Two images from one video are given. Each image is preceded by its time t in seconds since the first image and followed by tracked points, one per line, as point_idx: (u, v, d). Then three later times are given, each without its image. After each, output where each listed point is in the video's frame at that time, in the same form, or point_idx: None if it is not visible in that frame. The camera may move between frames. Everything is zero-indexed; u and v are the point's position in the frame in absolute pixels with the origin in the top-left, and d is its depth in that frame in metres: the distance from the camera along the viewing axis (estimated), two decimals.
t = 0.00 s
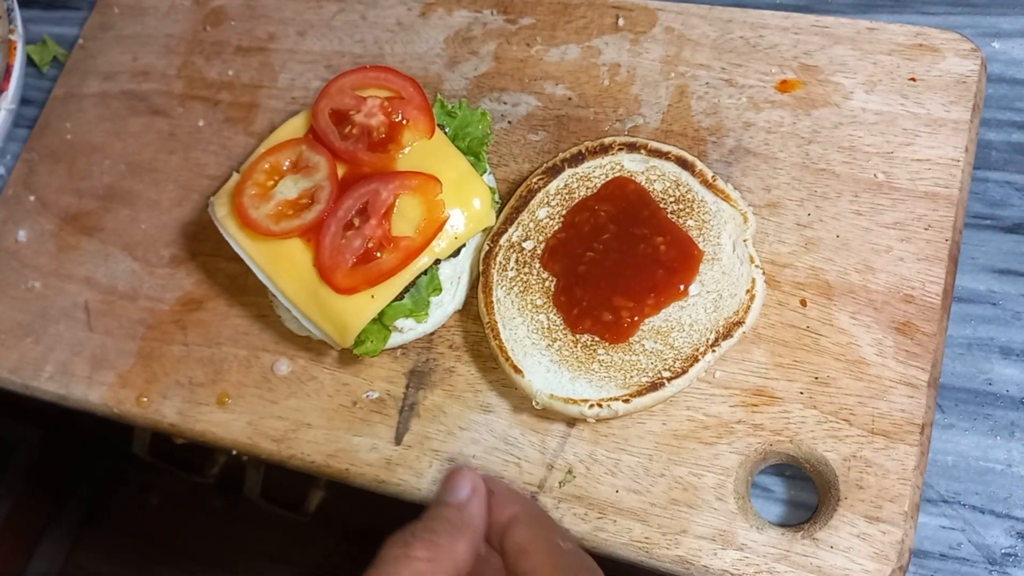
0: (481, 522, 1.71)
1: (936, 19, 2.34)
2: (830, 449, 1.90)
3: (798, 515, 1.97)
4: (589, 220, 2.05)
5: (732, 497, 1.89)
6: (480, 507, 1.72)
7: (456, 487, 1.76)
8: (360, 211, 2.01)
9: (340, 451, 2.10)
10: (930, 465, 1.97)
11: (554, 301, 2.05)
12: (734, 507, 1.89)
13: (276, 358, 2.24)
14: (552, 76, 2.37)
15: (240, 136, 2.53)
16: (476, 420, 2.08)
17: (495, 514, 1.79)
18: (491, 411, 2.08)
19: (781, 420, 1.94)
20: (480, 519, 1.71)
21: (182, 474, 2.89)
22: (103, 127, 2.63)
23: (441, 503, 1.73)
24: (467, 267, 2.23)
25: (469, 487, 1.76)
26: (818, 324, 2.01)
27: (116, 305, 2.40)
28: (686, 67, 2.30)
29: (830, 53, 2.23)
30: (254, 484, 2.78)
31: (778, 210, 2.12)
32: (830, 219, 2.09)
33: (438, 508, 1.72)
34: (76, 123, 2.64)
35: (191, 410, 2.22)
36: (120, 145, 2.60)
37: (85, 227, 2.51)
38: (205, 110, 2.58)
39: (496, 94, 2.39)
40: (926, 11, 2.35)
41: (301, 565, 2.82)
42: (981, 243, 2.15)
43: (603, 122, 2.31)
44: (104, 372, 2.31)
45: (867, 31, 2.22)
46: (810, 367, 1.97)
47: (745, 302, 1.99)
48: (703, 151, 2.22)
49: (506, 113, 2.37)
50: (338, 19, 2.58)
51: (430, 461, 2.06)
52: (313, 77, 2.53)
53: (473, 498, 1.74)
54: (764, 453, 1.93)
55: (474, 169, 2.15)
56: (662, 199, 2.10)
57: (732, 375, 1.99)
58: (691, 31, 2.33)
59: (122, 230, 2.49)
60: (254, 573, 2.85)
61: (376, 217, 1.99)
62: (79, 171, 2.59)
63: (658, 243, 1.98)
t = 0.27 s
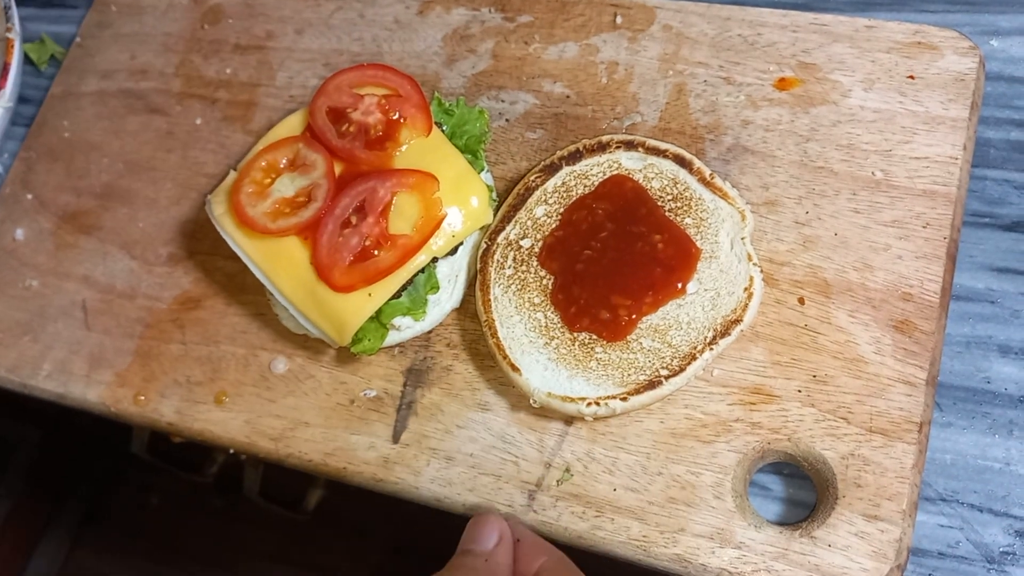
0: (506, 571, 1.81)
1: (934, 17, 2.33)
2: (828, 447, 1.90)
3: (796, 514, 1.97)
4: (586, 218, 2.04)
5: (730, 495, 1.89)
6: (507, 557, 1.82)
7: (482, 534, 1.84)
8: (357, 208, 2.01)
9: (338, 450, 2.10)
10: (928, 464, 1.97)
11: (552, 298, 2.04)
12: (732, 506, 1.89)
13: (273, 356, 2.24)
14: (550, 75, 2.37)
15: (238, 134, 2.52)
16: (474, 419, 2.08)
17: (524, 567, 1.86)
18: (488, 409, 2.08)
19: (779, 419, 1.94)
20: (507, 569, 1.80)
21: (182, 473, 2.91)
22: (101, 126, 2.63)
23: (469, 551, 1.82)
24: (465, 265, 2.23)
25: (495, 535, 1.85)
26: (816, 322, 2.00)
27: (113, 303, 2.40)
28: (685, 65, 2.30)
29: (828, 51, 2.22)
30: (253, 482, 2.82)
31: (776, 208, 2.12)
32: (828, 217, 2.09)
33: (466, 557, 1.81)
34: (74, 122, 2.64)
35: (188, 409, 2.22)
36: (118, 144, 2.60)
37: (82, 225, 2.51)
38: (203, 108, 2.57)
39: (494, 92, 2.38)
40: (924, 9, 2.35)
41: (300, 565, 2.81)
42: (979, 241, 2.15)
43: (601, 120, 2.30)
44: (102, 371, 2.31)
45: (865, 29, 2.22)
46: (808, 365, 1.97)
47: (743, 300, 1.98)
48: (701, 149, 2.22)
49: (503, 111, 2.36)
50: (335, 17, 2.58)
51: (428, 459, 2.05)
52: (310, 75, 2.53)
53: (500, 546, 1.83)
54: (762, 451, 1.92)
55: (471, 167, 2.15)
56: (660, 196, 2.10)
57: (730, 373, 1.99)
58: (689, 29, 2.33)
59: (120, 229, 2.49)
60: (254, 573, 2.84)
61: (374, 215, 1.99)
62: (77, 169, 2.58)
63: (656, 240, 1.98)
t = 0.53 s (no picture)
0: None
1: (934, 16, 2.33)
2: (827, 446, 1.90)
3: (795, 512, 1.97)
4: (586, 217, 2.05)
5: (729, 494, 1.89)
6: None
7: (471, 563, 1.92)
8: (356, 207, 2.01)
9: (337, 448, 2.10)
10: (927, 463, 1.97)
11: (551, 297, 2.04)
12: (731, 504, 1.89)
13: (273, 355, 2.24)
14: (549, 73, 2.37)
15: (237, 133, 2.52)
16: (473, 417, 2.08)
17: None
18: (487, 407, 2.08)
19: (778, 417, 1.94)
20: None
21: (182, 472, 2.91)
22: (100, 125, 2.63)
23: None
24: (464, 263, 2.23)
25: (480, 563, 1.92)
26: (816, 321, 2.00)
27: (113, 302, 2.40)
28: (684, 64, 2.30)
29: (828, 49, 2.22)
30: (252, 481, 2.81)
31: (775, 207, 2.12)
32: (828, 216, 2.09)
33: None
34: (73, 120, 2.64)
35: (188, 407, 2.22)
36: (117, 142, 2.60)
37: (82, 224, 2.51)
38: (202, 107, 2.57)
39: (494, 91, 2.38)
40: (924, 7, 2.35)
41: (300, 565, 2.82)
42: (979, 240, 2.15)
43: (601, 119, 2.30)
44: (101, 369, 2.31)
45: (865, 27, 2.22)
46: (807, 364, 1.97)
47: (742, 299, 1.98)
48: (701, 148, 2.22)
49: (503, 110, 2.36)
50: (335, 16, 2.58)
51: (427, 458, 2.05)
52: (310, 74, 2.53)
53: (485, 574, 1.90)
54: (761, 450, 1.93)
55: (471, 166, 2.15)
56: (659, 195, 2.10)
57: (729, 372, 1.99)
58: (689, 28, 2.33)
59: (119, 227, 2.49)
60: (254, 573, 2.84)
61: (373, 214, 1.99)
62: (76, 168, 2.59)
63: (655, 239, 1.98)
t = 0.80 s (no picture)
0: None
1: (935, 17, 2.34)
2: (830, 447, 1.90)
3: (798, 513, 1.97)
4: (589, 218, 2.05)
5: (733, 495, 1.90)
6: None
7: None
8: (360, 208, 2.02)
9: (340, 449, 2.10)
10: (930, 464, 1.97)
11: (555, 298, 2.05)
12: (734, 505, 1.89)
13: (276, 356, 2.24)
14: (552, 75, 2.37)
15: (240, 134, 2.53)
16: (477, 418, 2.08)
17: None
18: (491, 408, 2.09)
19: (781, 418, 1.94)
20: None
21: (183, 472, 2.86)
22: (103, 126, 2.64)
23: None
24: (467, 265, 2.24)
25: None
26: (818, 322, 2.01)
27: (116, 303, 2.40)
28: (687, 65, 2.30)
29: (830, 51, 2.23)
30: (254, 481, 2.75)
31: (778, 208, 2.12)
32: (830, 217, 2.09)
33: None
34: (76, 122, 2.65)
35: (191, 408, 2.22)
36: (120, 144, 2.60)
37: (85, 225, 2.51)
38: (205, 109, 2.58)
39: (496, 92, 2.39)
40: (925, 9, 2.35)
41: (301, 564, 2.82)
42: (981, 241, 2.15)
43: (603, 120, 2.31)
44: (104, 370, 2.32)
45: (867, 29, 2.22)
46: (810, 365, 1.97)
47: (745, 300, 1.99)
48: (703, 150, 2.22)
49: (506, 112, 2.37)
50: (338, 17, 2.58)
51: (430, 458, 2.06)
52: (313, 76, 2.54)
53: None
54: (764, 451, 1.93)
55: (474, 167, 2.15)
56: (662, 196, 2.11)
57: (732, 373, 2.00)
58: (691, 30, 2.33)
59: (122, 229, 2.50)
60: (254, 572, 2.84)
61: (377, 215, 2.00)
62: (80, 169, 2.59)
63: (658, 240, 1.98)
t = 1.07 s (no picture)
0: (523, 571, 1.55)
1: (941, 17, 2.33)
2: (836, 448, 1.90)
3: (804, 515, 1.97)
4: (594, 219, 2.05)
5: (739, 497, 1.89)
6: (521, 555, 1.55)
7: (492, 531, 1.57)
8: (364, 209, 2.01)
9: (345, 451, 2.10)
10: (936, 465, 1.96)
11: (560, 300, 2.04)
12: (740, 507, 1.89)
13: (280, 357, 2.24)
14: (556, 75, 2.37)
15: (244, 135, 2.52)
16: (481, 419, 2.07)
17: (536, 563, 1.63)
18: (496, 410, 2.08)
19: (787, 420, 1.94)
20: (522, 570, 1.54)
21: (184, 472, 2.88)
22: (106, 127, 2.63)
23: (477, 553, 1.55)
24: (472, 266, 2.23)
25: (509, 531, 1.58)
26: (824, 323, 2.00)
27: (119, 304, 2.40)
28: (692, 66, 2.30)
29: (835, 52, 2.22)
30: (258, 482, 2.77)
31: (783, 209, 2.12)
32: (836, 218, 2.08)
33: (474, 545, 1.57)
34: (79, 122, 2.64)
35: (195, 409, 2.22)
36: (123, 144, 2.60)
37: (88, 226, 2.51)
38: (208, 109, 2.57)
39: (501, 93, 2.38)
40: (931, 9, 2.34)
41: (301, 565, 2.82)
42: (987, 242, 2.14)
43: (608, 121, 2.30)
44: (108, 371, 2.31)
45: (873, 29, 2.21)
46: (816, 366, 1.97)
47: (751, 301, 1.98)
48: (708, 150, 2.22)
49: (510, 112, 2.36)
50: (341, 17, 2.57)
51: (435, 460, 2.05)
52: (316, 76, 2.53)
53: (513, 547, 1.55)
54: (770, 453, 1.92)
55: (479, 168, 2.14)
56: (667, 197, 2.10)
57: (738, 374, 1.99)
58: (696, 30, 2.33)
59: (125, 229, 2.49)
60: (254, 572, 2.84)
61: (381, 217, 1.99)
62: (83, 170, 2.58)
63: (663, 242, 1.98)
